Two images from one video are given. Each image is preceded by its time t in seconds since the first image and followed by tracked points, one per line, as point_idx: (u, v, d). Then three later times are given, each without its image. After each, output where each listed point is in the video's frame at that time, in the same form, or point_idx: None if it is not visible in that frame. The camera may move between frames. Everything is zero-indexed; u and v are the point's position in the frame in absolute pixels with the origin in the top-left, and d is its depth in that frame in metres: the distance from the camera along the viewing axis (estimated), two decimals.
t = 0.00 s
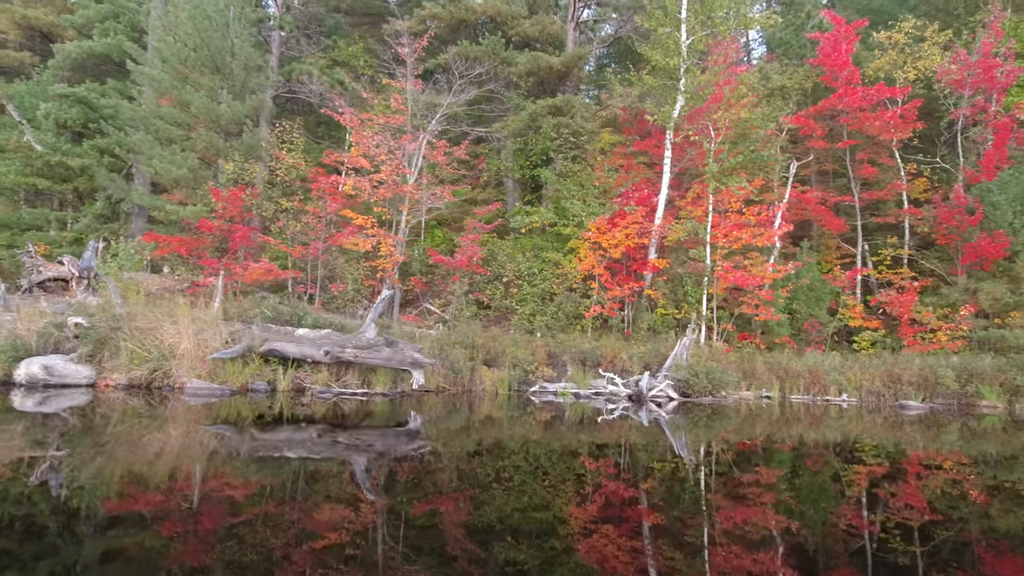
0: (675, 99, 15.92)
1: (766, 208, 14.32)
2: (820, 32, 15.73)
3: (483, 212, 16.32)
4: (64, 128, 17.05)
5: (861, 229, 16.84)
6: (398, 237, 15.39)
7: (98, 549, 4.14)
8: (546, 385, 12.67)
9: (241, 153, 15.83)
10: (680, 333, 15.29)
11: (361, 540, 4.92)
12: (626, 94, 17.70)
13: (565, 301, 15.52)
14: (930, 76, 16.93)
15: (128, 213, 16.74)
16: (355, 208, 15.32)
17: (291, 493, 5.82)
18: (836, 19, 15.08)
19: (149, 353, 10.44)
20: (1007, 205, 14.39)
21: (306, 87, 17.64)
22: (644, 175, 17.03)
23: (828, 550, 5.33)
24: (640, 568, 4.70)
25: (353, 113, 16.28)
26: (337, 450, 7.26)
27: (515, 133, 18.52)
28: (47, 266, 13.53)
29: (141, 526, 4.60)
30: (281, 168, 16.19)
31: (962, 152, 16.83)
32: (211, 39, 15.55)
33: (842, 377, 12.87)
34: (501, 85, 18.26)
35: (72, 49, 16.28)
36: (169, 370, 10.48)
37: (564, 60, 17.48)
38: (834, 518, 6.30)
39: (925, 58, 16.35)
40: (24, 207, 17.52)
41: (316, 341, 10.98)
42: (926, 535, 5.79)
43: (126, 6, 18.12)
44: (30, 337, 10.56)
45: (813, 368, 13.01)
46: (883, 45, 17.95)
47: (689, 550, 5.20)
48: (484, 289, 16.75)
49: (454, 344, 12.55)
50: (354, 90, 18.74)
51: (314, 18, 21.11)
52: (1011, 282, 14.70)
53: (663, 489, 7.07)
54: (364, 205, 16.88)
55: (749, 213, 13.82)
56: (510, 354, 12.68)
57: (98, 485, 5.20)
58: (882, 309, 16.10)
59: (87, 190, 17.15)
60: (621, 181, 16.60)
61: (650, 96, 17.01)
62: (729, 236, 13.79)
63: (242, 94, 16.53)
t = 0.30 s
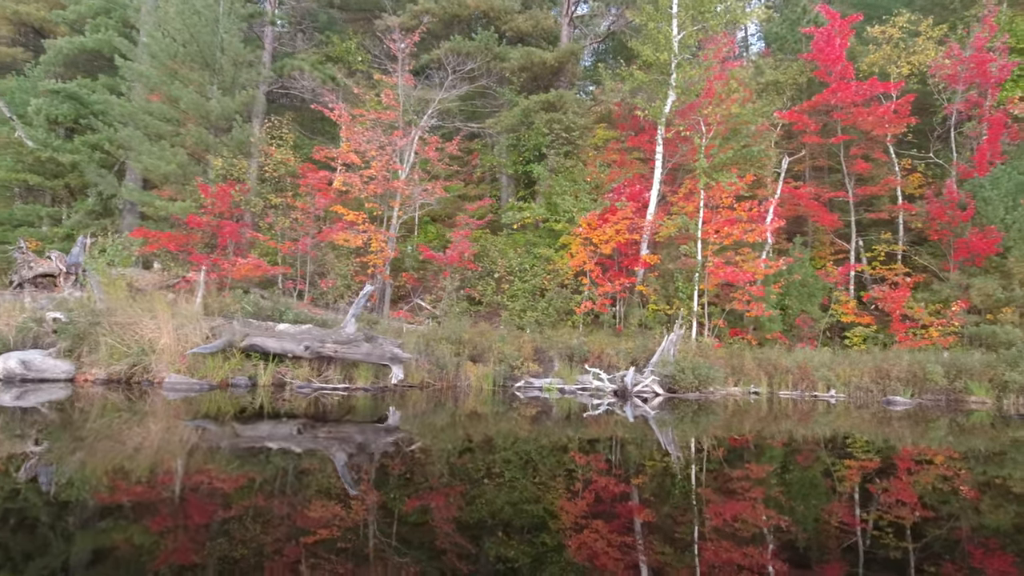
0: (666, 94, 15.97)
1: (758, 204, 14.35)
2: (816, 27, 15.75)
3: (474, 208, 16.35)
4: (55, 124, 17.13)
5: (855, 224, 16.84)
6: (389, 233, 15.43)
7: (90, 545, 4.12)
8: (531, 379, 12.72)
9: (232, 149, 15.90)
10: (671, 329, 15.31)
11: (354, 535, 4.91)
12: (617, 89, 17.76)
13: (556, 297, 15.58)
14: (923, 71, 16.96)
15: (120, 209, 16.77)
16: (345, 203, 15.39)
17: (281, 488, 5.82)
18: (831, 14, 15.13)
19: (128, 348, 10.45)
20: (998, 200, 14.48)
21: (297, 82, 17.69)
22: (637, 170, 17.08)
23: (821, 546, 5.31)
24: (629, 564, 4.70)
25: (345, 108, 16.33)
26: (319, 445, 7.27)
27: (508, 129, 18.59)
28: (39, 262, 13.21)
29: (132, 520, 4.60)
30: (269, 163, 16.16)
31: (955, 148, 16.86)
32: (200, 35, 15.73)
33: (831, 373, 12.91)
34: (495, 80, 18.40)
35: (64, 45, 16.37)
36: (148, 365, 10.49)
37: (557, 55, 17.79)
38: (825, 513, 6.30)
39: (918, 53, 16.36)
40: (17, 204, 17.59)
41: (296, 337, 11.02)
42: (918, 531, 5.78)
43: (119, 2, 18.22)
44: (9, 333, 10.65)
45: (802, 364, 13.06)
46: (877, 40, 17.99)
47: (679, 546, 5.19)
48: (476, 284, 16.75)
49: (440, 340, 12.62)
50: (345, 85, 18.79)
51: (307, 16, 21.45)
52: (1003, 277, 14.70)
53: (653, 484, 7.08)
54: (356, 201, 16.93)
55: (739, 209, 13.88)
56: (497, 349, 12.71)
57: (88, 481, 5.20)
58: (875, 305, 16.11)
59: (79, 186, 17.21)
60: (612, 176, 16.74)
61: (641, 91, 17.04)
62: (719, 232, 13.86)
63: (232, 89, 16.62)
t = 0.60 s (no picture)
0: (656, 92, 16.01)
1: (748, 203, 14.35)
2: (809, 26, 15.75)
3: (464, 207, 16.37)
4: (47, 122, 17.20)
5: (848, 223, 16.82)
6: (379, 232, 15.48)
7: (79, 541, 4.10)
8: (516, 378, 12.70)
9: (223, 147, 15.96)
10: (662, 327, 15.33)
11: (344, 532, 4.88)
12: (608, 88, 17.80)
13: (546, 296, 15.65)
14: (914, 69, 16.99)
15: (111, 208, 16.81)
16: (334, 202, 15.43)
17: (268, 485, 5.80)
18: (824, 12, 15.14)
19: (107, 346, 10.44)
20: (989, 198, 14.55)
21: (289, 80, 17.74)
22: (629, 168, 17.12)
23: (814, 544, 5.27)
24: (618, 561, 4.68)
25: (338, 107, 16.38)
26: (298, 443, 7.24)
27: (502, 128, 18.61)
28: (29, 260, 13.06)
29: (119, 517, 4.58)
30: (257, 161, 16.15)
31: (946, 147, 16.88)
32: (190, 34, 15.82)
33: (819, 371, 12.95)
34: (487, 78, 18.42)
35: (56, 44, 16.45)
36: (127, 363, 10.50)
37: (550, 53, 17.86)
38: (817, 511, 6.27)
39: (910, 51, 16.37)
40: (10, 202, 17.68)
41: (277, 335, 11.04)
42: (911, 529, 5.75)
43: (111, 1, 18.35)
44: None
45: (791, 362, 13.10)
46: (870, 37, 18.01)
47: (668, 543, 5.16)
48: (468, 282, 16.80)
49: (427, 338, 12.67)
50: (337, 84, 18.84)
51: (300, 13, 21.43)
52: (993, 276, 14.71)
53: (643, 482, 7.05)
54: (347, 199, 16.99)
55: (729, 207, 13.90)
56: (483, 347, 12.74)
57: (72, 479, 5.17)
58: (866, 303, 16.12)
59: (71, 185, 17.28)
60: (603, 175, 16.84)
61: (633, 89, 17.07)
62: (708, 231, 13.89)
63: (222, 88, 16.71)
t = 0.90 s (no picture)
0: (647, 94, 16.05)
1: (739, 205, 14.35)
2: (802, 28, 15.76)
3: (453, 208, 16.39)
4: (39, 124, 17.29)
5: (841, 224, 16.82)
6: (370, 234, 15.51)
7: (72, 542, 4.09)
8: (501, 379, 12.70)
9: (213, 149, 16.00)
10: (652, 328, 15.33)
11: (336, 534, 4.86)
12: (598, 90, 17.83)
13: (537, 297, 15.72)
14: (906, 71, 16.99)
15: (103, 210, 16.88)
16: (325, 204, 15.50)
17: (256, 485, 5.78)
18: (817, 14, 15.13)
19: (86, 346, 10.49)
20: (979, 200, 14.59)
21: (281, 82, 17.78)
22: (620, 169, 17.19)
23: (807, 547, 5.24)
24: (608, 565, 4.65)
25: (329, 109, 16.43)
26: (277, 443, 7.22)
27: (496, 130, 18.63)
28: (21, 261, 13.05)
29: (108, 519, 4.56)
30: (248, 162, 16.21)
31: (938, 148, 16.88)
32: (180, 36, 15.86)
33: (808, 372, 12.95)
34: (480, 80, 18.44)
35: (49, 46, 16.57)
36: (107, 363, 10.54)
37: (543, 55, 17.89)
38: (809, 513, 6.24)
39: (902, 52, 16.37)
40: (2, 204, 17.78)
41: (257, 336, 11.02)
42: (904, 531, 5.72)
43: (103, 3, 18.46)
44: None
45: (781, 364, 13.08)
46: (863, 39, 18.01)
47: (658, 546, 5.13)
48: (460, 283, 16.84)
49: (413, 339, 12.69)
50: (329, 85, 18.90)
51: (294, 15, 21.13)
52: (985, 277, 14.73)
53: (634, 484, 7.02)
54: (338, 200, 17.05)
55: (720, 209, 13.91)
56: (469, 348, 12.76)
57: (58, 480, 5.16)
58: (858, 305, 16.11)
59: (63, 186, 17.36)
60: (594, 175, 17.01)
61: (623, 91, 17.10)
62: (699, 232, 13.90)
63: (213, 89, 16.74)
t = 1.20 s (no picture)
0: (637, 95, 16.09)
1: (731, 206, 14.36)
2: (794, 30, 15.77)
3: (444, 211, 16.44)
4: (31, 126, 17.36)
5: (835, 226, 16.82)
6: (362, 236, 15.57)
7: (62, 543, 4.07)
8: (487, 380, 12.71)
9: (204, 151, 16.05)
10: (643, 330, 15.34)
11: (327, 535, 4.84)
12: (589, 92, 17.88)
13: (527, 298, 15.76)
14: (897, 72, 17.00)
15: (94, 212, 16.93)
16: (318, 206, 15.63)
17: (244, 487, 5.78)
18: (809, 16, 15.14)
19: (65, 347, 10.48)
20: (969, 201, 14.54)
21: (273, 85, 17.84)
22: (611, 171, 17.25)
23: (800, 549, 5.21)
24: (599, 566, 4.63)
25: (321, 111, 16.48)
26: (257, 444, 7.22)
27: (489, 132, 18.66)
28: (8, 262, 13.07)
29: (97, 520, 4.54)
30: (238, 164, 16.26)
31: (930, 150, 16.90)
32: (170, 39, 15.92)
33: (797, 374, 12.95)
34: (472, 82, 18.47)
35: (42, 48, 16.67)
36: (87, 364, 10.54)
37: (535, 57, 17.90)
38: (801, 515, 6.21)
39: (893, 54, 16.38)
40: None
41: (238, 337, 11.05)
42: (898, 534, 5.68)
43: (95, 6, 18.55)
44: None
45: (770, 365, 13.07)
46: (856, 40, 18.01)
47: (647, 548, 5.10)
48: (451, 285, 16.87)
49: (400, 341, 12.72)
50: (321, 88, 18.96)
51: (288, 18, 21.07)
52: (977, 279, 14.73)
53: (626, 485, 7.00)
54: (329, 202, 17.10)
55: (710, 210, 13.94)
56: (455, 350, 12.79)
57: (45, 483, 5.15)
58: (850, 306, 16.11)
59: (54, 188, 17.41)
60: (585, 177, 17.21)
61: (615, 93, 17.14)
62: (689, 233, 13.94)
63: (204, 92, 16.79)
